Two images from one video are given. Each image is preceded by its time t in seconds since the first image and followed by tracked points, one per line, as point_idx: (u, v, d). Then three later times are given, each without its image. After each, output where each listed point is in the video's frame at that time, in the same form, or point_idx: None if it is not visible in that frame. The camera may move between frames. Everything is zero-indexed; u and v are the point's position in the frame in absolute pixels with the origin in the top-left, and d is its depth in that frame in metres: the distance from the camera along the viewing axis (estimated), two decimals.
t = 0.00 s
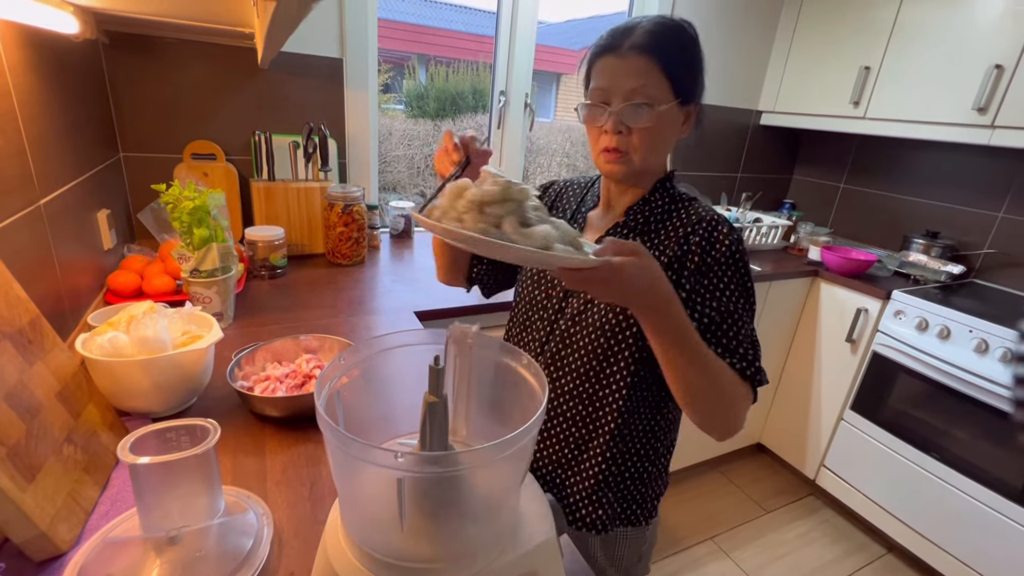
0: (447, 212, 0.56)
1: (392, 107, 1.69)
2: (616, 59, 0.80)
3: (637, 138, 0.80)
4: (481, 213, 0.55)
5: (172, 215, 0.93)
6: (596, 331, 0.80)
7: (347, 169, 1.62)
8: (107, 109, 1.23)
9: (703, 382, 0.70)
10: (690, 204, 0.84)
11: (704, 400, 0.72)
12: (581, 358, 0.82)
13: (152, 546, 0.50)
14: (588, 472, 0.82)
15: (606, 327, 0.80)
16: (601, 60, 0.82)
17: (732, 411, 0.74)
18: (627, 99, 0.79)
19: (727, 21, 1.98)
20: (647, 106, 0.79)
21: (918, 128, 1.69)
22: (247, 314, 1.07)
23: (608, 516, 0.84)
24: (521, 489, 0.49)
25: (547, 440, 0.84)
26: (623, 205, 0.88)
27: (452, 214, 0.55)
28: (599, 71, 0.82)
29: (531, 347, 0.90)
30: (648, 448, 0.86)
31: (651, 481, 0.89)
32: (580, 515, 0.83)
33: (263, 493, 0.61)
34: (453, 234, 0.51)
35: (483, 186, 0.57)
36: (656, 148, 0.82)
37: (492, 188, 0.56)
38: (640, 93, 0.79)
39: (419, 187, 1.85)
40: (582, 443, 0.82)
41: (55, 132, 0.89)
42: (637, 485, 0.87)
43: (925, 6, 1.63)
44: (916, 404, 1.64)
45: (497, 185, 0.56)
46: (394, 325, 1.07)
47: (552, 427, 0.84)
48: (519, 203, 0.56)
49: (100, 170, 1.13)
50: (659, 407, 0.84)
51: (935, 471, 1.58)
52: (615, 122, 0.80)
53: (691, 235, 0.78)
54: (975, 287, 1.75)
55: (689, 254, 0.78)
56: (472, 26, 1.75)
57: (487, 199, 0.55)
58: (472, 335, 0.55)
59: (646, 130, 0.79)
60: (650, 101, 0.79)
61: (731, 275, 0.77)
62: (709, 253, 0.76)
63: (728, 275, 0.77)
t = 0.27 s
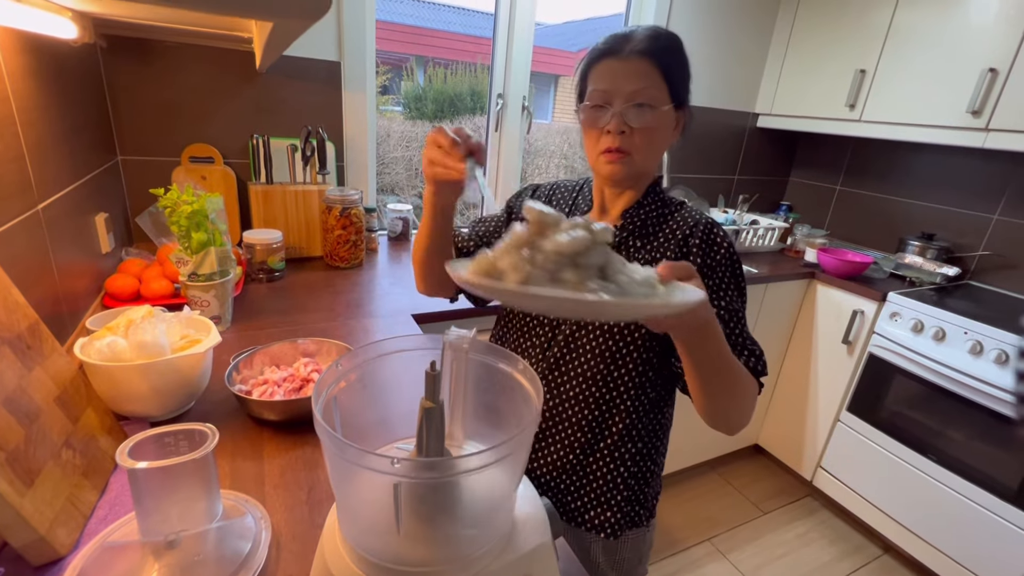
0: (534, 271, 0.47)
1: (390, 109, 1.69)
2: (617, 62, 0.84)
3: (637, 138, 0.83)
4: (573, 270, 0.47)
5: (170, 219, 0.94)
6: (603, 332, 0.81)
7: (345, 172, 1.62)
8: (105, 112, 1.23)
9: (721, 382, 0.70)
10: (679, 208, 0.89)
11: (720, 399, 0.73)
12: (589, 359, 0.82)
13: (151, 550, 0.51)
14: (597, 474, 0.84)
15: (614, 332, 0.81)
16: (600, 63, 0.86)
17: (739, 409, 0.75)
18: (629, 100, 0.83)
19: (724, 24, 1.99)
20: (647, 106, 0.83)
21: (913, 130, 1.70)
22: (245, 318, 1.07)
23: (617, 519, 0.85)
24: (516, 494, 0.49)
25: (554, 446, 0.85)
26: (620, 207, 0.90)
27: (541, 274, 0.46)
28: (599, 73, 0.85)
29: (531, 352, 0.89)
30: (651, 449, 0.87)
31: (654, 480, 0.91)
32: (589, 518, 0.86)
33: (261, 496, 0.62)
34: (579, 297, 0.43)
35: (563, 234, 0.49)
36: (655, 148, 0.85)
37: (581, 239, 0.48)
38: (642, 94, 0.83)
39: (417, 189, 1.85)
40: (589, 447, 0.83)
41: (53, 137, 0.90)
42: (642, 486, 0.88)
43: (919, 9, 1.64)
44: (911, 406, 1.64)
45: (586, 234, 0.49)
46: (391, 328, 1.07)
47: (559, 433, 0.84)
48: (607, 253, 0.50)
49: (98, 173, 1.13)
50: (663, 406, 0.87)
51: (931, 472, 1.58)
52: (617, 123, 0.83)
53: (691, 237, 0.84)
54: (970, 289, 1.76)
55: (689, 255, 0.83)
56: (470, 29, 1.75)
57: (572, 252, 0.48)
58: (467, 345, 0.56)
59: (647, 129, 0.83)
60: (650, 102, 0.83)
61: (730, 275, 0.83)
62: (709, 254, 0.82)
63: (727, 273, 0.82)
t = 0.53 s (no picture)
0: (592, 354, 0.51)
1: (388, 110, 1.69)
2: (617, 61, 0.84)
3: (638, 138, 0.84)
4: (629, 342, 0.52)
5: (168, 219, 0.93)
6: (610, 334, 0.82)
7: (343, 172, 1.62)
8: (102, 112, 1.23)
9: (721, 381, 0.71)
10: (679, 209, 0.91)
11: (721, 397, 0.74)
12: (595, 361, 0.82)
13: (148, 551, 0.51)
14: (604, 476, 0.85)
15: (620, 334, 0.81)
16: (601, 62, 0.86)
17: (741, 409, 0.74)
18: (631, 99, 0.84)
19: (722, 25, 1.99)
20: (649, 106, 0.84)
21: (910, 131, 1.71)
22: (242, 318, 1.07)
23: (623, 518, 0.87)
24: (515, 494, 0.49)
25: (561, 449, 0.85)
26: (619, 208, 0.91)
27: (599, 355, 0.51)
28: (599, 73, 0.86)
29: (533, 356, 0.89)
30: (656, 450, 0.88)
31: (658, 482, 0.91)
32: (595, 518, 0.87)
33: (259, 497, 0.61)
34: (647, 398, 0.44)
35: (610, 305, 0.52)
36: (656, 147, 0.86)
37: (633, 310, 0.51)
38: (643, 94, 0.84)
39: (415, 189, 1.85)
40: (597, 450, 0.84)
41: (50, 137, 0.89)
42: (648, 487, 0.89)
43: (916, 10, 1.65)
44: (909, 406, 1.65)
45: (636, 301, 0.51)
46: (389, 328, 1.07)
47: (567, 435, 0.84)
48: (657, 313, 0.54)
49: (94, 173, 1.13)
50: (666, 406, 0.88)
51: (929, 472, 1.59)
52: (619, 123, 0.83)
53: (692, 239, 0.86)
54: (968, 289, 1.77)
55: (690, 257, 0.86)
56: (468, 29, 1.75)
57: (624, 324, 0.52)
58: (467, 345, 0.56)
59: (648, 129, 0.83)
60: (652, 101, 0.84)
61: (730, 277, 0.85)
62: (710, 257, 0.85)
63: (728, 275, 0.85)
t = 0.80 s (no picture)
0: (595, 369, 0.50)
1: (386, 110, 1.69)
2: (617, 60, 0.84)
3: (639, 138, 0.84)
4: (632, 356, 0.52)
5: (165, 219, 0.93)
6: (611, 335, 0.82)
7: (341, 172, 1.61)
8: (98, 112, 1.22)
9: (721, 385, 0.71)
10: (680, 209, 0.91)
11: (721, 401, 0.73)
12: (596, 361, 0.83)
13: (144, 553, 0.50)
14: (604, 478, 0.85)
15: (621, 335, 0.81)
16: (601, 61, 0.86)
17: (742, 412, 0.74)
18: (632, 99, 0.84)
19: (720, 25, 1.99)
20: (650, 105, 0.84)
21: (907, 131, 1.71)
22: (240, 319, 1.07)
23: (622, 517, 0.88)
24: (513, 494, 0.49)
25: (562, 451, 0.85)
26: (620, 209, 0.91)
27: (603, 370, 0.50)
28: (600, 72, 0.85)
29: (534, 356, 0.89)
30: (655, 451, 0.89)
31: (656, 483, 0.91)
32: (594, 520, 0.88)
33: (256, 498, 0.61)
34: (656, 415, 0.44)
35: (611, 319, 0.52)
36: (657, 146, 0.86)
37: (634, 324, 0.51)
38: (644, 93, 0.83)
39: (413, 189, 1.84)
40: (598, 452, 0.84)
41: (46, 136, 0.89)
42: (647, 486, 0.90)
43: (914, 10, 1.65)
44: (907, 405, 1.65)
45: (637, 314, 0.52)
46: (387, 329, 1.07)
47: (568, 437, 0.84)
48: (659, 325, 0.54)
49: (91, 173, 1.13)
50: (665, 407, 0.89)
51: (927, 472, 1.59)
52: (619, 123, 0.83)
53: (695, 240, 0.86)
54: (965, 289, 1.77)
55: (693, 258, 0.85)
56: (466, 29, 1.75)
57: (625, 337, 0.52)
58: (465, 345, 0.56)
59: (648, 129, 0.83)
60: (653, 100, 0.84)
61: (732, 278, 0.85)
62: (712, 258, 0.85)
63: (729, 277, 0.85)
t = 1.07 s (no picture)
0: (596, 370, 0.49)
1: (385, 111, 1.69)
2: (619, 63, 0.84)
3: (641, 141, 0.84)
4: (632, 355, 0.51)
5: (164, 221, 0.93)
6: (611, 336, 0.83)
7: (340, 173, 1.61)
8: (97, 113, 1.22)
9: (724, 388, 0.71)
10: (686, 212, 0.90)
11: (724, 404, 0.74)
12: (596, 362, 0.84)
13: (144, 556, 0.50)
14: (605, 480, 0.85)
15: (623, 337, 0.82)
16: (602, 65, 0.86)
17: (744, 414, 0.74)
18: (633, 102, 0.84)
19: (719, 26, 1.99)
20: (651, 108, 0.84)
21: (905, 132, 1.71)
22: (239, 320, 1.07)
23: (623, 520, 0.89)
24: (515, 497, 0.49)
25: (563, 453, 0.85)
26: (624, 211, 0.91)
27: (603, 372, 0.49)
28: (602, 75, 0.86)
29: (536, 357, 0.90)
30: (657, 454, 0.89)
31: (658, 486, 0.91)
32: (595, 522, 0.88)
33: (256, 500, 0.61)
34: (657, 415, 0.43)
35: (607, 319, 0.51)
36: (660, 149, 0.86)
37: (632, 324, 0.50)
38: (645, 96, 0.83)
39: (412, 190, 1.84)
40: (599, 454, 0.84)
41: (45, 137, 0.89)
42: (648, 489, 0.90)
43: (912, 12, 1.66)
44: (905, 406, 1.65)
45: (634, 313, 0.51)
46: (387, 330, 1.07)
47: (570, 439, 0.84)
48: (659, 324, 0.53)
49: (89, 175, 1.12)
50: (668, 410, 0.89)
51: (926, 472, 1.59)
52: (620, 127, 0.83)
53: (700, 243, 0.85)
54: (964, 290, 1.77)
55: (697, 261, 0.85)
56: (465, 29, 1.75)
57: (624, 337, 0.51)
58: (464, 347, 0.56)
59: (650, 132, 0.84)
60: (655, 103, 0.84)
61: (737, 281, 0.84)
62: (717, 261, 0.84)
63: (735, 281, 0.84)
